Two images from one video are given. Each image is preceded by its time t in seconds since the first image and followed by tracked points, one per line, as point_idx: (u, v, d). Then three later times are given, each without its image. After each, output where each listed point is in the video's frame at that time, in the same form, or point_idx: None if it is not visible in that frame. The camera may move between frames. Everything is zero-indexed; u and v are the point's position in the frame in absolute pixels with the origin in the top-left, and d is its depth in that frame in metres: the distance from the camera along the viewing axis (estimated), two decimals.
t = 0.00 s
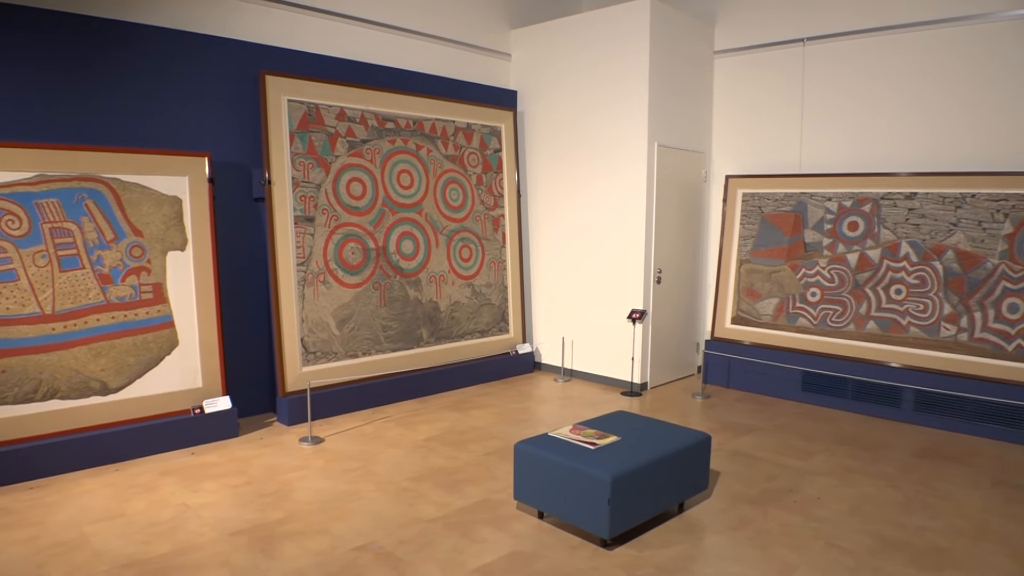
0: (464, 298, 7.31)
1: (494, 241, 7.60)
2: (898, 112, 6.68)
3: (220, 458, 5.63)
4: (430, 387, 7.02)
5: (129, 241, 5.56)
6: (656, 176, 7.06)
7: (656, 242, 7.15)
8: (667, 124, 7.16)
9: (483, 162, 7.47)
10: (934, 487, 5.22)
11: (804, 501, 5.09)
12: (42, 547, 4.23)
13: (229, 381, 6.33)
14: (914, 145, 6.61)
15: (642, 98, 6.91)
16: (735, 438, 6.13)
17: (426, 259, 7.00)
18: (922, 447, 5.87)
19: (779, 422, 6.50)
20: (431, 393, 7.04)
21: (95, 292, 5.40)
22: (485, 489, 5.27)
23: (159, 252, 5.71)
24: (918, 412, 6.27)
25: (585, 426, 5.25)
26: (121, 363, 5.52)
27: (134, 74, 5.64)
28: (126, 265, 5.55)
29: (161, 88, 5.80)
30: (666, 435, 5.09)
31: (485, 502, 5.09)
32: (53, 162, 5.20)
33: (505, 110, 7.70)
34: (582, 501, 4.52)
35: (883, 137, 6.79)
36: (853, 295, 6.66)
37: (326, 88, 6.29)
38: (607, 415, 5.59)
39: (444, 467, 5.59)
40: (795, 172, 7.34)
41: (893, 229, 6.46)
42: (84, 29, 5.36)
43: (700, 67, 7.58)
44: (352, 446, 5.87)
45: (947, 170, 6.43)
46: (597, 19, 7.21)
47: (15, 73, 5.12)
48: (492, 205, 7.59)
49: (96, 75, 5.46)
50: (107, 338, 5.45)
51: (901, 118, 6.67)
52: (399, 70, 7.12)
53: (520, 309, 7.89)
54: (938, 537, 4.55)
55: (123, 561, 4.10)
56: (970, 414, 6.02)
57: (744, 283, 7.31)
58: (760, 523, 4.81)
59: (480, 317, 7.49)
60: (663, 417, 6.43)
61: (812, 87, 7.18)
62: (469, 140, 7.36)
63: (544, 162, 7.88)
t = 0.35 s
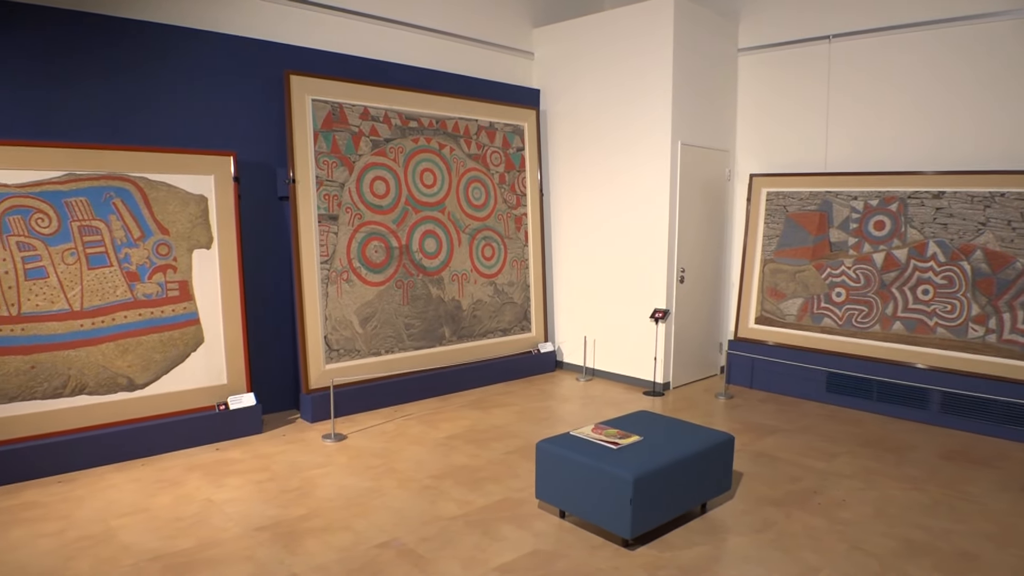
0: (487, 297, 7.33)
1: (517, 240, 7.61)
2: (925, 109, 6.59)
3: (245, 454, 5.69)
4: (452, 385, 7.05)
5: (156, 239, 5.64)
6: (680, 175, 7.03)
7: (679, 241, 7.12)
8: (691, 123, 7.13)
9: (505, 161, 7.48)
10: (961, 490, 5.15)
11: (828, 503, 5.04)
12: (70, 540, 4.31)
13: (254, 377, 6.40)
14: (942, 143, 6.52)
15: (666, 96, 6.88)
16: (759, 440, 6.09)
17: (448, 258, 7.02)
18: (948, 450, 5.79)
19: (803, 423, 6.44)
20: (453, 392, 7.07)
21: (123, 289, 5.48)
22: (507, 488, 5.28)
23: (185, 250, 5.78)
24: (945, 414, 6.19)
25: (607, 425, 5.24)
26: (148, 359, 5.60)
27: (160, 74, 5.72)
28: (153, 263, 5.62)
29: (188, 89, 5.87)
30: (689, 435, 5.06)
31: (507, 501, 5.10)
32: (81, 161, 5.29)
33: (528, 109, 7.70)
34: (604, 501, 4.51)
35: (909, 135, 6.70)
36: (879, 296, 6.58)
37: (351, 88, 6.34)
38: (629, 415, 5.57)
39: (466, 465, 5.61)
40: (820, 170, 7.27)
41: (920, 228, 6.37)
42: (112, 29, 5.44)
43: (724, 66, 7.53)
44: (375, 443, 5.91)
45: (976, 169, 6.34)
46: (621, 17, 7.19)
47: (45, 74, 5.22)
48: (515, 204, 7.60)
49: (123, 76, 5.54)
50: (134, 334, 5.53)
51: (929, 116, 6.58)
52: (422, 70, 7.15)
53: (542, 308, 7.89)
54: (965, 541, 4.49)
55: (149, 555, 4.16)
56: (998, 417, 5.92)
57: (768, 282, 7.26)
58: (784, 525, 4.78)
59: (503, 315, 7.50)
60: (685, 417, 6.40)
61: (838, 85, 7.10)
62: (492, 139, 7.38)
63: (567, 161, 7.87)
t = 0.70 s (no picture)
0: (506, 295, 7.34)
1: (536, 239, 7.61)
2: (951, 107, 6.51)
3: (266, 451, 5.74)
4: (471, 384, 7.07)
5: (178, 237, 5.70)
6: (700, 174, 7.00)
7: (699, 240, 7.08)
8: (712, 121, 7.09)
9: (525, 159, 7.49)
10: (985, 493, 5.08)
11: (850, 505, 5.00)
12: (95, 534, 4.37)
13: (275, 375, 6.46)
14: (967, 141, 6.43)
15: (686, 94, 6.85)
16: (780, 441, 6.05)
17: (468, 257, 7.04)
18: (972, 452, 5.71)
19: (824, 424, 6.39)
20: (472, 390, 7.09)
21: (146, 287, 5.55)
22: (526, 487, 5.28)
23: (208, 248, 5.84)
24: (969, 416, 6.11)
25: (626, 425, 5.23)
26: (170, 356, 5.66)
27: (183, 74, 5.79)
28: (176, 261, 5.69)
29: (210, 89, 5.94)
30: (709, 435, 5.04)
31: (526, 499, 5.11)
32: (106, 160, 5.36)
33: (548, 108, 7.70)
34: (623, 500, 4.50)
35: (934, 133, 6.62)
36: (902, 296, 6.51)
37: (372, 87, 6.38)
38: (649, 414, 5.55)
39: (485, 463, 5.62)
40: (843, 169, 7.20)
41: (945, 228, 6.30)
42: (134, 29, 5.52)
43: (745, 63, 7.48)
44: (394, 441, 5.94)
45: (1002, 167, 6.25)
46: (641, 15, 7.16)
47: (70, 75, 5.30)
48: (535, 203, 7.60)
49: (147, 76, 5.61)
50: (157, 331, 5.60)
51: (954, 113, 6.50)
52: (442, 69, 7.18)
53: (562, 307, 7.89)
54: (989, 545, 4.43)
55: (172, 550, 4.22)
56: None
57: (789, 282, 7.21)
58: (804, 526, 4.74)
59: (522, 314, 7.51)
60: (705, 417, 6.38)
61: (861, 82, 7.03)
62: (512, 138, 7.39)
63: (587, 160, 7.86)
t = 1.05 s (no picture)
0: (524, 295, 7.35)
1: (554, 238, 7.60)
2: (974, 105, 6.43)
3: (285, 448, 5.79)
4: (489, 383, 7.08)
5: (199, 236, 5.76)
6: (720, 173, 6.96)
7: (718, 240, 7.05)
8: (731, 120, 7.05)
9: (543, 158, 7.49)
10: (1008, 497, 5.01)
11: (870, 508, 4.95)
12: (116, 529, 4.43)
13: (295, 372, 6.51)
14: (991, 140, 6.35)
15: (706, 93, 6.82)
16: (799, 442, 6.01)
17: (486, 256, 7.05)
18: (995, 454, 5.64)
19: (844, 425, 6.33)
20: (490, 389, 7.11)
21: (168, 284, 5.62)
22: (543, 486, 5.29)
23: (228, 246, 5.90)
24: (992, 418, 6.04)
25: (644, 424, 5.22)
26: (191, 353, 5.72)
27: (205, 74, 5.85)
28: (196, 260, 5.75)
29: (232, 88, 6.00)
30: (727, 435, 5.01)
31: (543, 498, 5.11)
32: (128, 159, 5.43)
33: (566, 106, 7.69)
34: (640, 500, 4.50)
35: (957, 132, 6.55)
36: (924, 296, 6.45)
37: (391, 87, 6.41)
38: (667, 414, 5.53)
39: (502, 462, 5.63)
40: (864, 168, 7.14)
41: (968, 227, 6.22)
42: (152, 30, 5.56)
43: (766, 61, 7.43)
44: (412, 439, 5.97)
45: None
46: (660, 13, 7.14)
47: (94, 75, 5.38)
48: (553, 202, 7.60)
49: (169, 76, 5.68)
50: (179, 328, 5.66)
51: (977, 111, 6.42)
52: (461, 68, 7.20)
53: (579, 306, 7.88)
54: (1012, 549, 4.37)
55: (192, 545, 4.26)
56: None
57: (810, 282, 7.16)
58: (824, 528, 4.71)
59: (540, 313, 7.51)
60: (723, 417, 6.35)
61: (883, 80, 6.97)
62: (530, 137, 7.39)
63: (606, 159, 7.85)
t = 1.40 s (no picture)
0: (541, 294, 7.35)
1: (571, 237, 7.60)
2: (998, 103, 6.35)
3: (303, 445, 5.83)
4: (506, 381, 7.10)
5: (219, 235, 5.82)
6: (738, 172, 6.93)
7: (736, 240, 7.01)
8: (750, 119, 7.01)
9: (561, 157, 7.49)
10: None
11: (890, 510, 4.91)
12: (137, 524, 4.48)
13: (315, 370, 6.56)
14: (1015, 138, 6.26)
15: (724, 91, 6.79)
16: (818, 443, 5.97)
17: (503, 255, 7.06)
18: (1018, 457, 5.57)
19: (863, 427, 6.28)
20: (507, 388, 7.12)
21: (187, 283, 5.68)
22: (560, 485, 5.29)
23: (248, 245, 5.95)
24: (1015, 420, 5.96)
25: (662, 424, 5.21)
26: (210, 351, 5.78)
27: (226, 74, 5.91)
28: (216, 258, 5.81)
29: (252, 88, 6.05)
30: (746, 436, 4.99)
31: (559, 498, 5.11)
32: (149, 159, 5.50)
33: (584, 105, 7.69)
34: (658, 501, 4.49)
35: (980, 130, 6.47)
36: (946, 296, 6.38)
37: (409, 86, 6.43)
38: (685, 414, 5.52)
39: (519, 461, 5.64)
40: (885, 167, 7.07)
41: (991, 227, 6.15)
42: (169, 30, 5.61)
43: (785, 59, 7.39)
44: (429, 437, 5.99)
45: None
46: (678, 11, 7.11)
47: (117, 76, 5.46)
48: (570, 201, 7.59)
49: (191, 77, 5.75)
50: (198, 326, 5.72)
51: (1000, 109, 6.34)
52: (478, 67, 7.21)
53: (597, 305, 7.87)
54: None
55: (210, 541, 4.31)
56: None
57: (829, 282, 7.11)
58: (842, 530, 4.67)
59: (557, 312, 7.51)
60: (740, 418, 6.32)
61: (904, 78, 6.90)
62: (548, 136, 7.40)
63: (623, 157, 7.84)
